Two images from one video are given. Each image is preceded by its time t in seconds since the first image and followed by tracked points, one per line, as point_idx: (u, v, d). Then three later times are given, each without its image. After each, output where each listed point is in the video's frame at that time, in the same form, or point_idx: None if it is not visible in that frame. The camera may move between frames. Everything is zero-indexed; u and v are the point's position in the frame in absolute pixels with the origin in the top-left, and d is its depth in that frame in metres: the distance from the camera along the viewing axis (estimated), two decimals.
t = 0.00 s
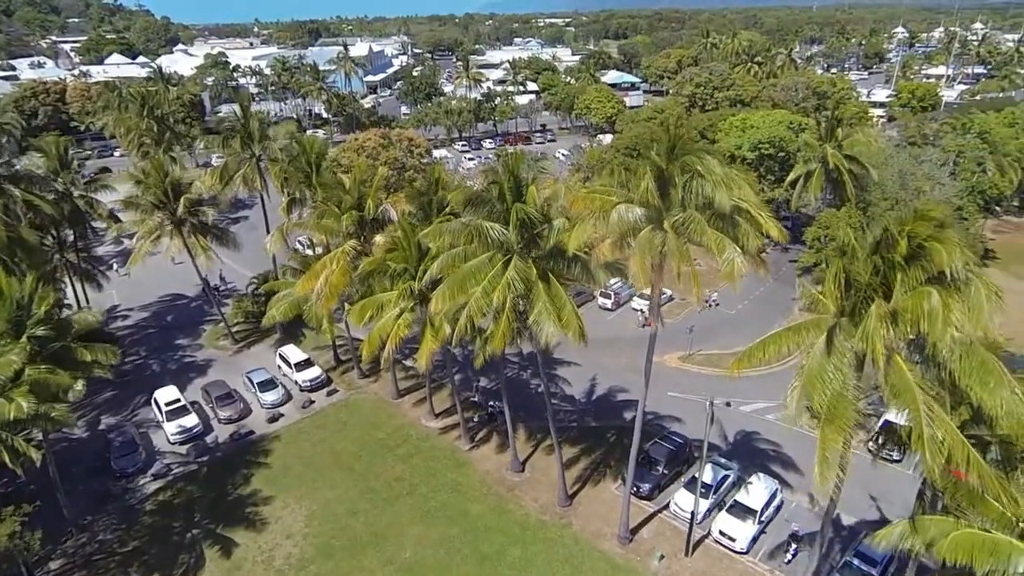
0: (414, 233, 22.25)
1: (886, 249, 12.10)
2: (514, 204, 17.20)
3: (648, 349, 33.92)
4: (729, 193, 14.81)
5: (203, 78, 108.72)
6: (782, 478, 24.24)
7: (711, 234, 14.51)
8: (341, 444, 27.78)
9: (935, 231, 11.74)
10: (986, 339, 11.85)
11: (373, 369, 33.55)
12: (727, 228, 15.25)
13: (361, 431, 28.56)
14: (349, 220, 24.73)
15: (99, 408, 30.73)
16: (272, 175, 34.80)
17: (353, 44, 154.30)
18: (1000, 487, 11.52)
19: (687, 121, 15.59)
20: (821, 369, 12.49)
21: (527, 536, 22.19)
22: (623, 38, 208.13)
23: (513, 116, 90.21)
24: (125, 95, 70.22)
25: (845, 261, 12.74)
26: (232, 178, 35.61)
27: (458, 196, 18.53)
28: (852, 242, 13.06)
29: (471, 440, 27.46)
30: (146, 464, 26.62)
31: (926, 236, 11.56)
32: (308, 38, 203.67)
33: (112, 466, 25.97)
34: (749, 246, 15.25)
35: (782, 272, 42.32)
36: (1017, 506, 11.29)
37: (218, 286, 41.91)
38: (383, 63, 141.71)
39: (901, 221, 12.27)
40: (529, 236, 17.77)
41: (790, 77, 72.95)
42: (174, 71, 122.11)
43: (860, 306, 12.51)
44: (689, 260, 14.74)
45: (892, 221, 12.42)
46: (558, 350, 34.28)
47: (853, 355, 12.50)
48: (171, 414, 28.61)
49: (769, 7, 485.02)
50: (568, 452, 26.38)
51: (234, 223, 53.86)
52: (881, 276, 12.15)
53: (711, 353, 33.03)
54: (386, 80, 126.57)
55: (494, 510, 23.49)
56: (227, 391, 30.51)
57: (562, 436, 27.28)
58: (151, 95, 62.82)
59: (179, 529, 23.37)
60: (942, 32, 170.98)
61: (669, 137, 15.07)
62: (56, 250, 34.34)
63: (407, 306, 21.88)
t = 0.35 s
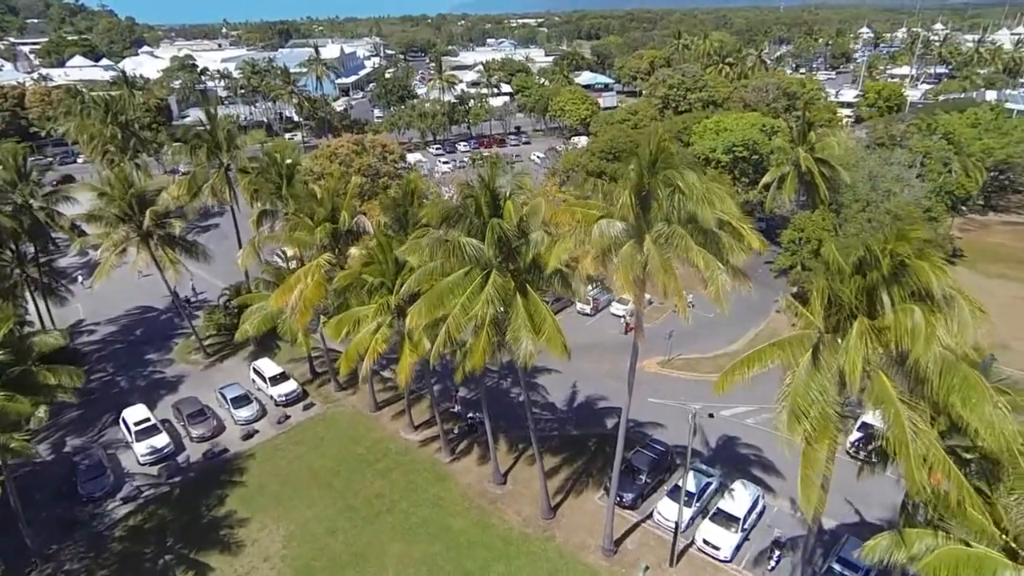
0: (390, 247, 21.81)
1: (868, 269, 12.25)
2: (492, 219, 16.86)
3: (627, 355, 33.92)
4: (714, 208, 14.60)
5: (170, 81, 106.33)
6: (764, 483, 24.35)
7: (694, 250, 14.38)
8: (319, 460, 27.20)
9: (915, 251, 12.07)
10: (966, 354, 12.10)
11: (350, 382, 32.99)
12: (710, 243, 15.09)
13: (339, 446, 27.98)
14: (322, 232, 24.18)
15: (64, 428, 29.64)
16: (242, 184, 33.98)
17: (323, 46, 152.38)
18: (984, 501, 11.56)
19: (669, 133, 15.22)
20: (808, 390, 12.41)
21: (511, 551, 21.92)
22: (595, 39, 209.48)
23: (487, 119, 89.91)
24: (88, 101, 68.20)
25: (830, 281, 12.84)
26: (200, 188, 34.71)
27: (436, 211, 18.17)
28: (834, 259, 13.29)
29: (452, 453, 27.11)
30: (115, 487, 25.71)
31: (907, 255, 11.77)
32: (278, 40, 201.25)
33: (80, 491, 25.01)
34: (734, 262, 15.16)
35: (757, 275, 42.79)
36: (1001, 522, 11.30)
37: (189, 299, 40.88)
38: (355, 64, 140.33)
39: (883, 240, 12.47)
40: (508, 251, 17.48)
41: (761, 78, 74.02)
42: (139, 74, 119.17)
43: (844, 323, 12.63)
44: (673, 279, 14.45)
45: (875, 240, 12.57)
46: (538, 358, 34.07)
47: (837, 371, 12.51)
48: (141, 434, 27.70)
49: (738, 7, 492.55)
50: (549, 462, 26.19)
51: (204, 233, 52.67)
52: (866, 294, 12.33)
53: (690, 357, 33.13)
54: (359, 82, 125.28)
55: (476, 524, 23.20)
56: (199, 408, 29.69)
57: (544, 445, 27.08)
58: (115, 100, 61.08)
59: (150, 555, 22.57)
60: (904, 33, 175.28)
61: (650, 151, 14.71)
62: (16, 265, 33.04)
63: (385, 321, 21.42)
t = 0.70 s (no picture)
0: (365, 262, 21.34)
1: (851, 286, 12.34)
2: (472, 235, 16.54)
3: (607, 362, 33.89)
4: (695, 224, 14.57)
5: (135, 85, 103.70)
6: (747, 489, 24.41)
7: (676, 267, 14.30)
8: (295, 478, 26.54)
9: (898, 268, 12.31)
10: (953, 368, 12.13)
11: (327, 396, 32.33)
12: (692, 259, 15.00)
13: (316, 463, 27.36)
14: (295, 246, 23.59)
15: (27, 452, 28.48)
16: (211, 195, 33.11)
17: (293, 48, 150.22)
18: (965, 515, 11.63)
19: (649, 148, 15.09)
20: (796, 409, 12.33)
21: (495, 567, 21.58)
22: (567, 40, 210.21)
23: (462, 122, 89.46)
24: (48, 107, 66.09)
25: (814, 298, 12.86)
26: (167, 200, 33.71)
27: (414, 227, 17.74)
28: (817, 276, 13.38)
29: (433, 467, 26.69)
30: (81, 513, 24.73)
31: (889, 271, 12.01)
32: (247, 42, 197.93)
33: (44, 518, 24.00)
34: (716, 278, 15.13)
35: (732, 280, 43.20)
36: (984, 536, 11.38)
37: (157, 312, 39.73)
38: (326, 67, 138.60)
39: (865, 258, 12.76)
40: (487, 268, 17.19)
41: (733, 79, 74.81)
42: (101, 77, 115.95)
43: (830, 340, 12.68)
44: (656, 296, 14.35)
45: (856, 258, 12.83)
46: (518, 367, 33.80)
47: (823, 387, 12.49)
48: (109, 456, 26.72)
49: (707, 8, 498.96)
50: (531, 474, 25.93)
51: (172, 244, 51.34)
52: (852, 311, 12.39)
53: (670, 362, 33.18)
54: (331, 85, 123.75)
55: (459, 540, 22.82)
56: (170, 427, 28.78)
57: (526, 457, 26.80)
58: (76, 107, 59.22)
59: None
60: (869, 33, 179.02)
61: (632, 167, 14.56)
62: None
63: (362, 337, 20.90)
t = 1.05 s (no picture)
0: (342, 278, 20.83)
1: (839, 304, 12.36)
2: (452, 251, 16.22)
3: (589, 370, 33.78)
4: (681, 241, 14.49)
5: (102, 89, 100.95)
6: (730, 497, 24.42)
7: (660, 285, 14.14)
8: (273, 497, 25.87)
9: (886, 285, 12.45)
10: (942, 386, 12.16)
11: (305, 410, 31.66)
12: (676, 277, 14.83)
13: (294, 481, 26.72)
14: (269, 262, 23.00)
15: None
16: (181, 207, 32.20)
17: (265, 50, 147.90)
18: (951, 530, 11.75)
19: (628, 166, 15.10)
20: (785, 430, 12.28)
21: None
22: (541, 42, 210.51)
23: (437, 125, 88.80)
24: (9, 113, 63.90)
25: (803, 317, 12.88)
26: (135, 212, 32.71)
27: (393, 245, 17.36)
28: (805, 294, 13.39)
29: (415, 483, 26.25)
30: (49, 541, 23.79)
31: (875, 288, 12.16)
32: (217, 44, 194.62)
33: (9, 548, 23.02)
34: (698, 295, 15.02)
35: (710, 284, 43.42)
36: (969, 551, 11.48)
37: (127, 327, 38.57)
38: (299, 69, 136.67)
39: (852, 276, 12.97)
40: (467, 286, 16.82)
41: (707, 81, 75.39)
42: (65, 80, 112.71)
43: (819, 358, 12.62)
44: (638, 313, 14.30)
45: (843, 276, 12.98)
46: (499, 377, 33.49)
47: (811, 406, 12.49)
48: (78, 480, 25.77)
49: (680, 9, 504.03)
50: (515, 487, 25.64)
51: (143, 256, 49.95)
52: (838, 329, 12.41)
53: (651, 369, 33.16)
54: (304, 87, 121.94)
55: (442, 558, 22.42)
56: (142, 447, 27.90)
57: (509, 469, 26.49)
58: (38, 113, 57.35)
59: None
60: (838, 34, 182.28)
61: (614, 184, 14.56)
62: None
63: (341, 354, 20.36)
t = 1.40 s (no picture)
0: (326, 295, 20.36)
1: (835, 326, 12.48)
2: (438, 272, 15.89)
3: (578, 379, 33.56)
4: (673, 263, 14.26)
5: (77, 93, 98.87)
6: (720, 508, 24.31)
7: (651, 307, 13.96)
8: (258, 517, 25.30)
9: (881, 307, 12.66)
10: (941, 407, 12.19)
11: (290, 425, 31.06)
12: (670, 297, 14.58)
13: (279, 500, 26.16)
14: (251, 278, 22.48)
15: None
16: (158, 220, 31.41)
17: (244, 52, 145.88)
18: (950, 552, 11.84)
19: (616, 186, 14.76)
20: (784, 456, 12.17)
21: None
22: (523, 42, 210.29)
23: (421, 128, 88.07)
24: None
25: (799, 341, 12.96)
26: (111, 225, 31.84)
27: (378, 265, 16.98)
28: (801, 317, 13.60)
29: (403, 499, 25.83)
30: (24, 568, 23.03)
31: (870, 309, 12.53)
32: (195, 46, 191.87)
33: None
34: (692, 315, 14.84)
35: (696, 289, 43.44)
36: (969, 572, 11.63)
37: (105, 342, 37.66)
38: (280, 71, 135.04)
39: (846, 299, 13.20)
40: (456, 306, 16.52)
41: (690, 83, 75.53)
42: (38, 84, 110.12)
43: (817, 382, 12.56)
44: (627, 334, 14.28)
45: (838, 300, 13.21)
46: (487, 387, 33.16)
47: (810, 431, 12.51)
48: (54, 503, 25.00)
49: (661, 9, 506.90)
50: (505, 501, 25.32)
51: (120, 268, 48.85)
52: (836, 352, 12.43)
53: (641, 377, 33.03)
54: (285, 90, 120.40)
55: None
56: (122, 467, 27.18)
57: (498, 483, 26.14)
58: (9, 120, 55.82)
59: None
60: (817, 35, 184.12)
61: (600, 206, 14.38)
62: None
63: (327, 373, 19.93)
